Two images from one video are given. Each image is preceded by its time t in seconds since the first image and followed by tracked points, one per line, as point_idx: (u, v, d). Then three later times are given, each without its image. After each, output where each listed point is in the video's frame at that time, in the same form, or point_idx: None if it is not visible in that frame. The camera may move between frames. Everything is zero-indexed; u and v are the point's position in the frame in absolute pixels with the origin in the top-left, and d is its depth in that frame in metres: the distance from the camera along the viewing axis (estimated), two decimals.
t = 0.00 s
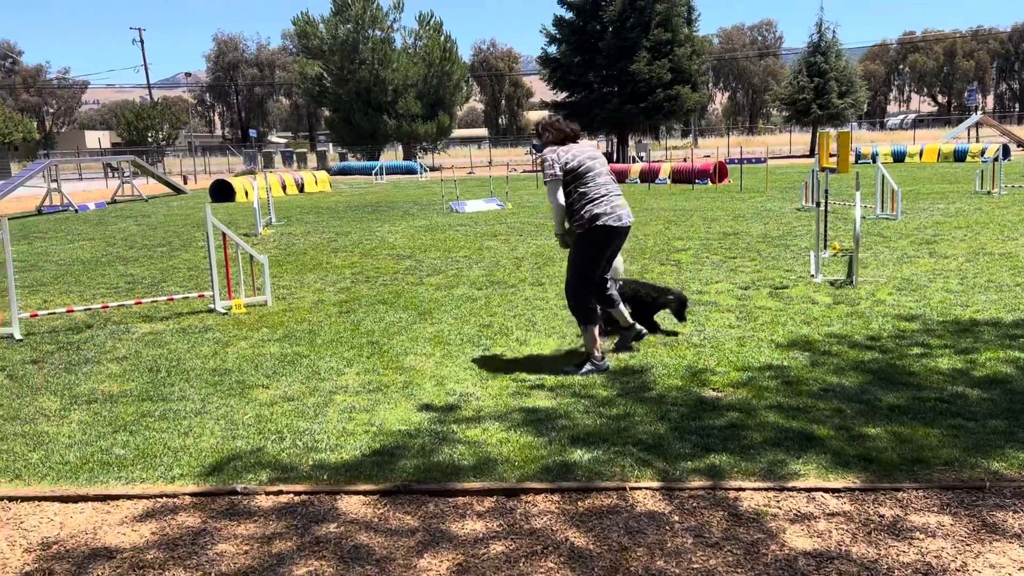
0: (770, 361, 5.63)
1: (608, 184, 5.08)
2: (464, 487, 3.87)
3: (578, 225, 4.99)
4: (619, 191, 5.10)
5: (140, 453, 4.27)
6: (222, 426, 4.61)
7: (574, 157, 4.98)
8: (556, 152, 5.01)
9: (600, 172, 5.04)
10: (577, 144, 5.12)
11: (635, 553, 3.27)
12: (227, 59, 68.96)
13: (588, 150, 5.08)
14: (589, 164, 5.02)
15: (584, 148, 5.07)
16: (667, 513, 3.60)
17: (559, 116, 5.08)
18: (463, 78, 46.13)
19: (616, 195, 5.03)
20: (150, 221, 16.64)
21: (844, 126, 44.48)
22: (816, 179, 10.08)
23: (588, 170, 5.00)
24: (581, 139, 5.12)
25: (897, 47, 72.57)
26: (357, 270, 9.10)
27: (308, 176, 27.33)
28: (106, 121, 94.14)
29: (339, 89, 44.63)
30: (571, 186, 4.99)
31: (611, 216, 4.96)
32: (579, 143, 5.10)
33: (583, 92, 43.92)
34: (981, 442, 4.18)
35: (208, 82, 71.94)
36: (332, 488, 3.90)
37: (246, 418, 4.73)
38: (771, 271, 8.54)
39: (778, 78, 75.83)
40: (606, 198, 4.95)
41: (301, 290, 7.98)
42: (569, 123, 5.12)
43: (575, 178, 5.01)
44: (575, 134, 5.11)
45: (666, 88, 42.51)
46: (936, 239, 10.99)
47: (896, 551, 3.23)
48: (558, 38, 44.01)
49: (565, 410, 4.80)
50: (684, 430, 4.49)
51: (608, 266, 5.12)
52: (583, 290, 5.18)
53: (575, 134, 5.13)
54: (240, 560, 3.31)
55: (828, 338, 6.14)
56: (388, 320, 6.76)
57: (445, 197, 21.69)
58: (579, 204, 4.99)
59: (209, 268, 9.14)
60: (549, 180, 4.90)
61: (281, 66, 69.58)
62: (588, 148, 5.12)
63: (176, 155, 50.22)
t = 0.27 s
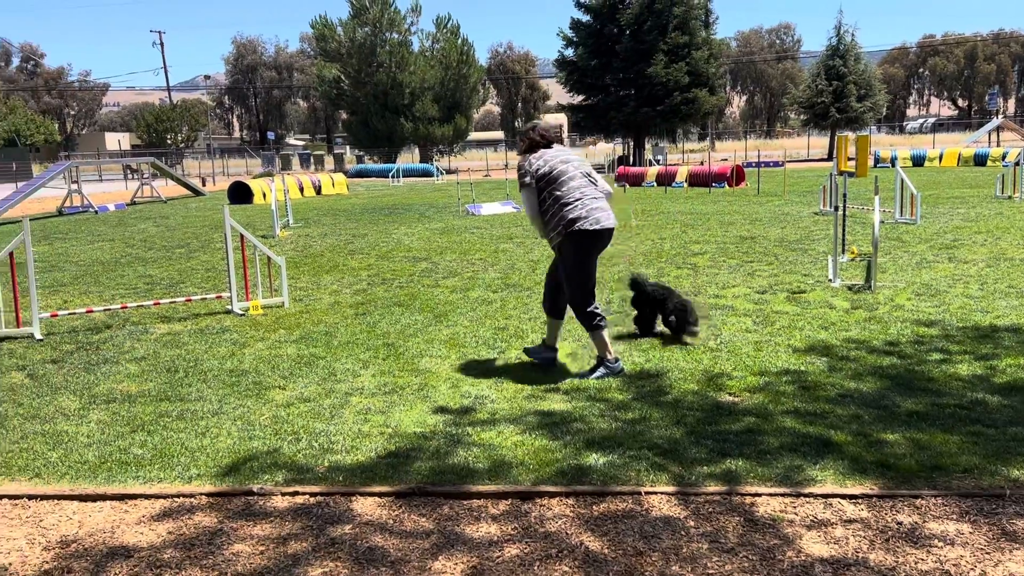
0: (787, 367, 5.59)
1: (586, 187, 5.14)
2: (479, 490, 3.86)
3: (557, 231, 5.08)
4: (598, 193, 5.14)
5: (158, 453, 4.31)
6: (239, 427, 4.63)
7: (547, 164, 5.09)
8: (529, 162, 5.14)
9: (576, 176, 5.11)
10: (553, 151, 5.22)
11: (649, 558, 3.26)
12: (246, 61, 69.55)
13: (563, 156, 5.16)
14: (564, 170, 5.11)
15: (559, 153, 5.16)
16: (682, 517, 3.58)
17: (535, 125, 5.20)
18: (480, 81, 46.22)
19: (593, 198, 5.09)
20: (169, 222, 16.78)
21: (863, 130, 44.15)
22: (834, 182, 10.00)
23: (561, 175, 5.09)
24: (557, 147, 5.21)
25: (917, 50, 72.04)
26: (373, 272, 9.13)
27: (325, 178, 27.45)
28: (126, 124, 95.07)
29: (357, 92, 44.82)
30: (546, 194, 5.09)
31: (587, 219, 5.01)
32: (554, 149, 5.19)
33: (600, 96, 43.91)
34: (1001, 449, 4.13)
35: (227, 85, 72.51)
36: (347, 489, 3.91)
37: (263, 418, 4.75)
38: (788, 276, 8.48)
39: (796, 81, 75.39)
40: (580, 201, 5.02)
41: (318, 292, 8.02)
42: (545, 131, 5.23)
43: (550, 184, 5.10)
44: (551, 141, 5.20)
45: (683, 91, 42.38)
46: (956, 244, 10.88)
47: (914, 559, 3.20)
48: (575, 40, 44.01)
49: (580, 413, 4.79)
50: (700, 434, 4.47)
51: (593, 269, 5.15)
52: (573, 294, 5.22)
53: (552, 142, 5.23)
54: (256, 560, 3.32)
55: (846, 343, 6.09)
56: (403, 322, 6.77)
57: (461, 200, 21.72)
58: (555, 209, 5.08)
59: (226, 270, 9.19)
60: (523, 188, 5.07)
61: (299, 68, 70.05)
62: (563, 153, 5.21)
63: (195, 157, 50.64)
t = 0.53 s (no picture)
0: (809, 372, 5.53)
1: (565, 193, 5.12)
2: (498, 493, 3.86)
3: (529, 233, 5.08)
4: (575, 200, 5.11)
5: (181, 452, 4.35)
6: (260, 427, 4.66)
7: (526, 165, 5.10)
8: (510, 161, 5.16)
9: (553, 180, 5.09)
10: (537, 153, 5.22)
11: (669, 564, 3.24)
12: (270, 65, 70.23)
13: (546, 159, 5.15)
14: (545, 173, 5.10)
15: (542, 156, 5.15)
16: (703, 524, 3.55)
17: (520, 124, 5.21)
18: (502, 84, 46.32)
19: (569, 204, 5.06)
20: (193, 224, 16.96)
21: (888, 134, 43.67)
22: (858, 187, 9.89)
23: (540, 178, 5.08)
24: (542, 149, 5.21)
25: (944, 54, 71.19)
26: (394, 274, 9.16)
27: (348, 181, 27.60)
28: (152, 126, 96.23)
29: (379, 95, 45.04)
30: (523, 195, 5.11)
31: (557, 224, 4.98)
32: (538, 152, 5.19)
33: (622, 99, 43.82)
34: None
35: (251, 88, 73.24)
36: (367, 491, 3.92)
37: (284, 419, 4.78)
38: (811, 280, 8.40)
39: (821, 85, 74.76)
40: (553, 205, 5.01)
41: (339, 294, 8.07)
42: (531, 132, 5.24)
43: (528, 186, 5.12)
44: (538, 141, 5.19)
45: (706, 94, 42.17)
46: (983, 250, 10.72)
47: (940, 569, 3.14)
48: (597, 44, 43.97)
49: (600, 417, 4.77)
50: (721, 440, 4.43)
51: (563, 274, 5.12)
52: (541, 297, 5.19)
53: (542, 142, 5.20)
54: (276, 560, 3.34)
55: (870, 349, 6.02)
56: (423, 325, 6.79)
57: (482, 202, 21.76)
58: (529, 211, 5.08)
59: (250, 272, 9.27)
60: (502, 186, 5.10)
61: (323, 72, 70.61)
62: (548, 155, 5.20)
63: (219, 160, 51.16)
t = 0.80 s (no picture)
0: (841, 380, 5.45)
1: (548, 198, 5.14)
2: (526, 498, 3.85)
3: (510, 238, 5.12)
4: (557, 205, 5.13)
5: (211, 452, 4.40)
6: (290, 429, 4.71)
7: (509, 171, 5.17)
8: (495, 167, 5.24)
9: (535, 186, 5.13)
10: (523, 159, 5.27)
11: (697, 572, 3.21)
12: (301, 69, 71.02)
13: (529, 166, 5.21)
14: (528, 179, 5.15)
15: (527, 163, 5.21)
16: (732, 531, 3.52)
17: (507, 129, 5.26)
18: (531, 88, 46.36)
19: (550, 211, 5.08)
20: (225, 226, 17.17)
21: (922, 139, 43.01)
22: (892, 192, 9.76)
23: (523, 184, 5.12)
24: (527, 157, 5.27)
25: (980, 57, 69.97)
26: (422, 277, 9.20)
27: (377, 184, 27.79)
28: (185, 129, 97.66)
29: (409, 98, 45.27)
30: (506, 200, 5.17)
31: (537, 228, 5.00)
32: (523, 158, 5.25)
33: (651, 103, 43.67)
34: None
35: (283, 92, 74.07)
36: (394, 493, 3.93)
37: (314, 420, 4.82)
38: (843, 286, 8.30)
39: (853, 89, 73.87)
40: (534, 209, 5.03)
41: (368, 296, 8.11)
42: (516, 139, 5.30)
43: (510, 191, 5.13)
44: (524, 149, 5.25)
45: (736, 98, 41.83)
46: (1020, 257, 10.51)
47: None
48: (627, 47, 43.88)
49: (628, 423, 4.74)
50: (750, 447, 4.39)
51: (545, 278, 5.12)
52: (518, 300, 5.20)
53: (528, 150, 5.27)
54: (305, 561, 3.36)
55: (903, 357, 5.92)
56: (451, 328, 6.80)
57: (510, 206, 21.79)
58: (510, 216, 5.13)
59: (280, 273, 9.36)
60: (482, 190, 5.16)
61: (353, 75, 71.26)
62: (532, 162, 5.26)
63: (250, 162, 51.77)
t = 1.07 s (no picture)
0: (883, 389, 5.35)
1: (523, 208, 5.17)
2: (562, 503, 3.84)
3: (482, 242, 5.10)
4: (531, 216, 5.16)
5: (251, 451, 4.46)
6: (328, 429, 4.75)
7: (488, 175, 5.17)
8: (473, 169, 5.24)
9: (511, 194, 5.16)
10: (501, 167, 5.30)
11: None
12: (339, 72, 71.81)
13: (508, 174, 5.24)
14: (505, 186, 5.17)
15: (506, 172, 5.24)
16: (772, 541, 3.47)
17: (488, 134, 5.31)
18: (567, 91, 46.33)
19: (525, 220, 5.09)
20: (264, 227, 17.42)
21: (966, 143, 42.13)
22: (935, 197, 9.58)
23: (500, 191, 5.15)
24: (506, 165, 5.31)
25: None
26: (458, 280, 9.23)
27: (413, 187, 27.96)
28: (225, 132, 99.32)
29: (445, 102, 45.46)
30: (481, 204, 5.16)
31: (510, 235, 5.01)
32: (502, 165, 5.27)
33: (687, 106, 43.43)
34: None
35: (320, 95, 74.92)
36: (431, 495, 3.95)
37: (351, 421, 4.86)
38: (884, 293, 8.16)
39: (894, 92, 72.65)
40: (508, 217, 5.05)
41: (404, 299, 8.16)
42: (495, 146, 5.33)
43: (487, 197, 5.15)
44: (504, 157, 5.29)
45: (774, 102, 41.35)
46: None
47: None
48: (664, 50, 43.69)
49: (665, 429, 4.71)
50: (790, 455, 4.33)
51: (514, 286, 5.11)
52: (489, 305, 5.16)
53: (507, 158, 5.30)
54: (344, 561, 3.39)
55: (947, 366, 5.80)
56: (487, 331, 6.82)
57: (545, 209, 21.79)
58: (483, 221, 5.13)
59: (318, 275, 9.46)
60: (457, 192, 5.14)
61: (390, 79, 71.91)
62: (511, 172, 5.29)
63: (288, 165, 52.46)
